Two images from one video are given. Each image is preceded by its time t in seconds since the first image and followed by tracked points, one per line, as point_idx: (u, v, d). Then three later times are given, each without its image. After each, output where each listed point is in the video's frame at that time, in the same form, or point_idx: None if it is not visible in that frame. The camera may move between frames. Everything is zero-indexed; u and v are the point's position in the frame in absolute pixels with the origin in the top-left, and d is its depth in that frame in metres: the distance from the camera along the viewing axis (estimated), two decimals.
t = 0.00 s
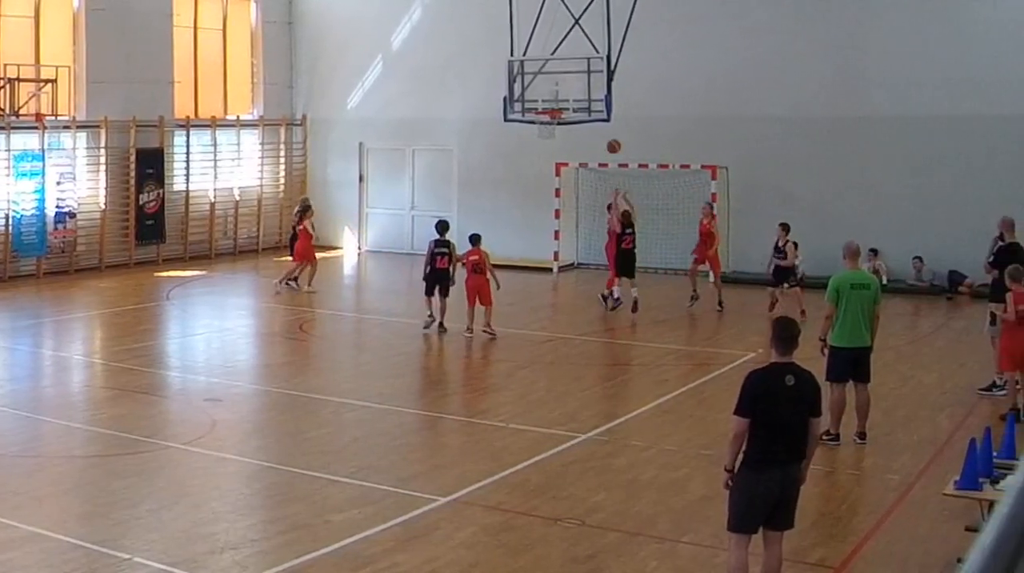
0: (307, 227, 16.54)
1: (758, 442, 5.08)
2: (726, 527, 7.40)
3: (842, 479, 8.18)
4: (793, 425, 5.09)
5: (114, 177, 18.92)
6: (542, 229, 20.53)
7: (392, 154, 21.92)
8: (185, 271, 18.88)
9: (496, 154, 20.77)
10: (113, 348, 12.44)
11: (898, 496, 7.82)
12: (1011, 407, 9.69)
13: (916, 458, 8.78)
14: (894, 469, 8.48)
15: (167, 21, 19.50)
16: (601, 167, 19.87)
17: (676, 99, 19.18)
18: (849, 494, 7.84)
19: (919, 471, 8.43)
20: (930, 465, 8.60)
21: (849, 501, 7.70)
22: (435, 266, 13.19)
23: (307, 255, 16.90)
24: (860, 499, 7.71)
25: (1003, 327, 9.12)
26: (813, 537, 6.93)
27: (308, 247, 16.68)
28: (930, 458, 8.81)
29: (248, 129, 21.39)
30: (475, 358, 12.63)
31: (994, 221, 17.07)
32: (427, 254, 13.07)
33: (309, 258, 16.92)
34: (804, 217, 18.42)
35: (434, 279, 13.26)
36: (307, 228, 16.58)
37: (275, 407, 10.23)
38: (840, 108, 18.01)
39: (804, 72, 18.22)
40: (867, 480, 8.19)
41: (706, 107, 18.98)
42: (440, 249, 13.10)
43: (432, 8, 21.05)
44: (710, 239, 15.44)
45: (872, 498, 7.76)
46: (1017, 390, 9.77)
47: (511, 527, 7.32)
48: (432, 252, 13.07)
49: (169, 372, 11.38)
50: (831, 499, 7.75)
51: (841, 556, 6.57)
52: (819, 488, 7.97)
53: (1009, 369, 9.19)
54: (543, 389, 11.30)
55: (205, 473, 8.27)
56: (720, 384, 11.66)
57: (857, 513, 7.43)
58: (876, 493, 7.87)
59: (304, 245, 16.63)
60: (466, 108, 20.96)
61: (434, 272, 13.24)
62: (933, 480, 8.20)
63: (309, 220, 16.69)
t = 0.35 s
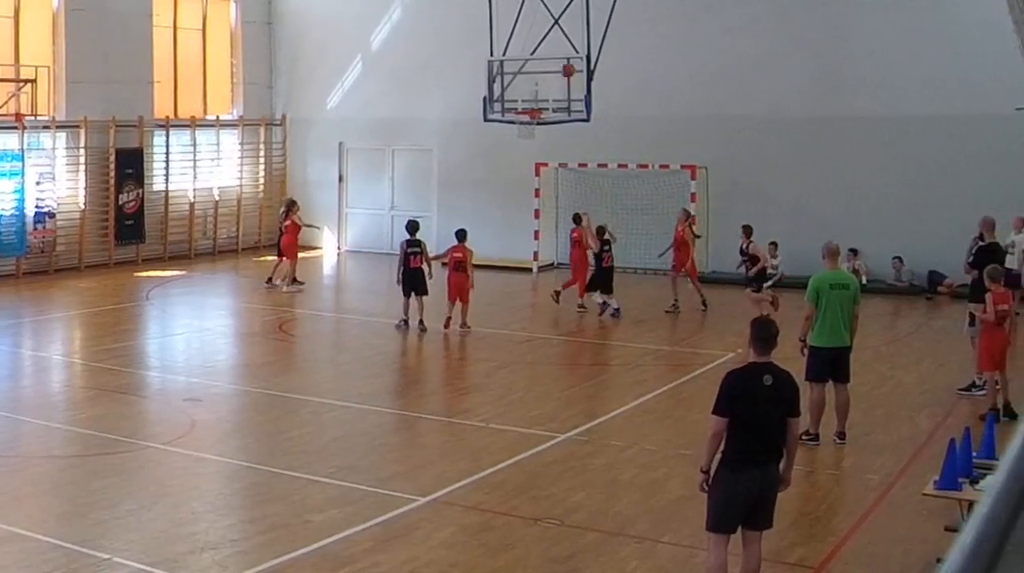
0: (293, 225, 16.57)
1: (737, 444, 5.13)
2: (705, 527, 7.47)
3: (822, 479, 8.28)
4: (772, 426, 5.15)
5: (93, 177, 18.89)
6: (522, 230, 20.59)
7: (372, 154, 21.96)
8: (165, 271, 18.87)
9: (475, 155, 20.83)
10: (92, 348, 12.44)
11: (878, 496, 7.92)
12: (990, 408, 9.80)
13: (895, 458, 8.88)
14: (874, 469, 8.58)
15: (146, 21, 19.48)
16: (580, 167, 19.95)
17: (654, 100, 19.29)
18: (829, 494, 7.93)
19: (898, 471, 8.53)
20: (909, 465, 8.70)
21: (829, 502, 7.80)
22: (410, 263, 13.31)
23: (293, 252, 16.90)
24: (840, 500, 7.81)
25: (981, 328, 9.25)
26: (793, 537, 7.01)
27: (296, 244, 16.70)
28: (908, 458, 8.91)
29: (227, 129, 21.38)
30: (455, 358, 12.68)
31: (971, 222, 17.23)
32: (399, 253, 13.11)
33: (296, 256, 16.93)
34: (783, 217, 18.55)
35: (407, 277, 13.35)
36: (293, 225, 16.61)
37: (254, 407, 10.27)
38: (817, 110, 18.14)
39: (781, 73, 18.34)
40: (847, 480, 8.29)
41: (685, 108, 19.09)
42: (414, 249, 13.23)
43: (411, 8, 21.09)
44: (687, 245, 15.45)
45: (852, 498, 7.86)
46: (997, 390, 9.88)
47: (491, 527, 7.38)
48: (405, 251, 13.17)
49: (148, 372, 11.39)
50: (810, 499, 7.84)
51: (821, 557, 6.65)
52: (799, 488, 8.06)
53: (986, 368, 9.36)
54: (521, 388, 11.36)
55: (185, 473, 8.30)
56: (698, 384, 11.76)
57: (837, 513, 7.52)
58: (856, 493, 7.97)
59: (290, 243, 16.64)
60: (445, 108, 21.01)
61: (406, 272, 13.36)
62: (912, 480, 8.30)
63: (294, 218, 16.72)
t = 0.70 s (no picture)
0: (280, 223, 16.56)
1: (712, 444, 5.22)
2: (682, 527, 7.56)
3: (799, 479, 8.39)
4: (748, 426, 5.23)
5: (71, 177, 18.85)
6: (500, 231, 20.66)
7: (349, 154, 21.99)
8: (142, 271, 18.85)
9: (453, 155, 20.90)
10: (70, 348, 12.44)
11: (854, 496, 8.02)
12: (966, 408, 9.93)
13: (869, 458, 9.00)
14: (851, 469, 8.69)
15: (123, 21, 19.43)
16: (558, 167, 20.03)
17: (631, 102, 19.40)
18: (806, 494, 8.04)
19: (874, 471, 8.64)
20: (885, 465, 8.82)
21: (806, 502, 7.91)
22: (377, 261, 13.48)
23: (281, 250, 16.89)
24: (817, 500, 7.91)
25: (958, 328, 9.36)
26: (770, 537, 7.11)
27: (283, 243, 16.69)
28: (885, 458, 9.03)
29: (204, 128, 21.37)
30: (433, 358, 12.74)
31: (945, 224, 17.41)
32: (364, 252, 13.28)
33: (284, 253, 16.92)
34: (759, 218, 18.70)
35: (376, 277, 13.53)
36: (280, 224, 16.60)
37: (232, 408, 10.30)
38: (792, 111, 18.30)
39: (756, 75, 18.48)
40: (824, 480, 8.41)
41: (661, 109, 19.22)
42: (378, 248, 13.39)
43: (389, 8, 21.12)
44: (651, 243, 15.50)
45: (829, 498, 7.97)
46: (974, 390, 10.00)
47: (469, 527, 7.45)
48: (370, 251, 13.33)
49: (126, 372, 11.41)
50: (787, 499, 7.95)
51: (798, 556, 6.75)
52: (777, 488, 8.17)
53: (964, 369, 9.48)
54: (499, 388, 11.44)
55: (162, 473, 8.33)
56: (675, 384, 11.86)
57: (814, 513, 7.63)
58: (833, 493, 8.08)
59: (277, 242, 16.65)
60: (422, 108, 21.06)
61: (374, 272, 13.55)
62: (887, 479, 8.41)
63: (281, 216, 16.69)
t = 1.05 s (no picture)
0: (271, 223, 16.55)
1: (690, 444, 5.29)
2: (661, 526, 7.64)
3: (778, 479, 8.48)
4: (726, 425, 5.30)
5: (50, 177, 18.81)
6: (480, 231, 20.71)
7: (329, 154, 22.01)
8: (121, 271, 18.81)
9: (432, 156, 20.94)
10: (49, 348, 12.43)
11: (834, 496, 8.11)
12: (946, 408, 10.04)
13: (847, 457, 9.11)
14: (830, 469, 8.79)
15: (103, 21, 19.38)
16: (537, 167, 20.11)
17: (610, 103, 19.50)
18: (785, 494, 8.13)
19: (852, 471, 8.74)
20: (863, 465, 8.91)
21: (786, 501, 7.99)
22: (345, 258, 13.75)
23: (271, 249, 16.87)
24: (797, 500, 8.00)
25: (938, 327, 9.48)
26: (750, 537, 7.19)
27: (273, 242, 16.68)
28: (862, 457, 9.13)
29: (184, 128, 21.35)
30: (414, 358, 12.79)
31: (922, 226, 17.57)
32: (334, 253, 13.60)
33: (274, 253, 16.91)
34: (737, 219, 18.82)
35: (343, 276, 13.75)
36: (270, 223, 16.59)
37: (212, 408, 10.32)
38: (769, 112, 18.43)
39: (734, 77, 18.61)
40: (803, 479, 8.50)
41: (640, 110, 19.33)
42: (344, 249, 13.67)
43: (368, 8, 21.15)
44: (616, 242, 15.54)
45: (809, 498, 8.05)
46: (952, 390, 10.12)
47: (449, 527, 7.50)
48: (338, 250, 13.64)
49: (105, 372, 11.41)
50: (767, 498, 8.03)
51: (777, 557, 6.83)
52: (756, 488, 8.26)
53: (943, 369, 9.60)
54: (480, 388, 11.50)
55: (143, 473, 8.36)
56: (654, 385, 11.94)
57: (794, 513, 7.72)
58: (812, 493, 8.17)
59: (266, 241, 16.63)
60: (401, 108, 21.09)
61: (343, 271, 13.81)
62: (864, 479, 8.51)
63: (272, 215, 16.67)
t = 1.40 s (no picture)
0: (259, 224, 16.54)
1: (669, 444, 5.35)
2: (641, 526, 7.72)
3: (758, 479, 8.57)
4: (704, 423, 5.38)
5: (29, 176, 18.77)
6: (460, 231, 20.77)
7: (308, 154, 22.01)
8: (100, 271, 18.77)
9: (412, 156, 20.98)
10: (28, 348, 12.41)
11: (814, 496, 8.21)
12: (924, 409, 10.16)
13: (823, 456, 9.20)
14: (810, 469, 8.88)
15: (82, 21, 19.35)
16: (517, 167, 20.20)
17: (589, 104, 19.59)
18: (765, 494, 8.22)
19: (831, 471, 8.84)
20: (841, 465, 9.01)
21: (766, 502, 8.08)
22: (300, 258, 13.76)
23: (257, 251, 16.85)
24: (777, 500, 8.09)
25: (917, 327, 9.59)
26: (731, 537, 7.28)
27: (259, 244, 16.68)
28: (840, 457, 9.23)
29: (163, 129, 21.33)
30: (394, 358, 12.83)
31: (899, 227, 17.72)
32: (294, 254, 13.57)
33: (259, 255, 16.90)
34: (716, 220, 18.94)
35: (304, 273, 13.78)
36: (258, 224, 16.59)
37: (192, 408, 10.34)
38: (747, 113, 18.55)
39: (712, 79, 18.71)
40: (783, 480, 8.59)
41: (619, 111, 19.41)
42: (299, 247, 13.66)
43: (348, 8, 21.16)
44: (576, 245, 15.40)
45: (789, 498, 8.14)
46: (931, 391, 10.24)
47: (428, 527, 7.56)
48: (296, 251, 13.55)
49: (85, 372, 11.41)
50: (747, 499, 8.12)
51: (758, 556, 6.92)
52: (736, 488, 8.34)
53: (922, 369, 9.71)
54: (461, 388, 11.56)
55: (123, 473, 8.38)
56: (632, 385, 12.02)
57: (773, 513, 7.80)
58: (792, 493, 8.26)
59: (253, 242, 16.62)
60: (381, 109, 21.12)
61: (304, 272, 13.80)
62: (840, 479, 8.61)
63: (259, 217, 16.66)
